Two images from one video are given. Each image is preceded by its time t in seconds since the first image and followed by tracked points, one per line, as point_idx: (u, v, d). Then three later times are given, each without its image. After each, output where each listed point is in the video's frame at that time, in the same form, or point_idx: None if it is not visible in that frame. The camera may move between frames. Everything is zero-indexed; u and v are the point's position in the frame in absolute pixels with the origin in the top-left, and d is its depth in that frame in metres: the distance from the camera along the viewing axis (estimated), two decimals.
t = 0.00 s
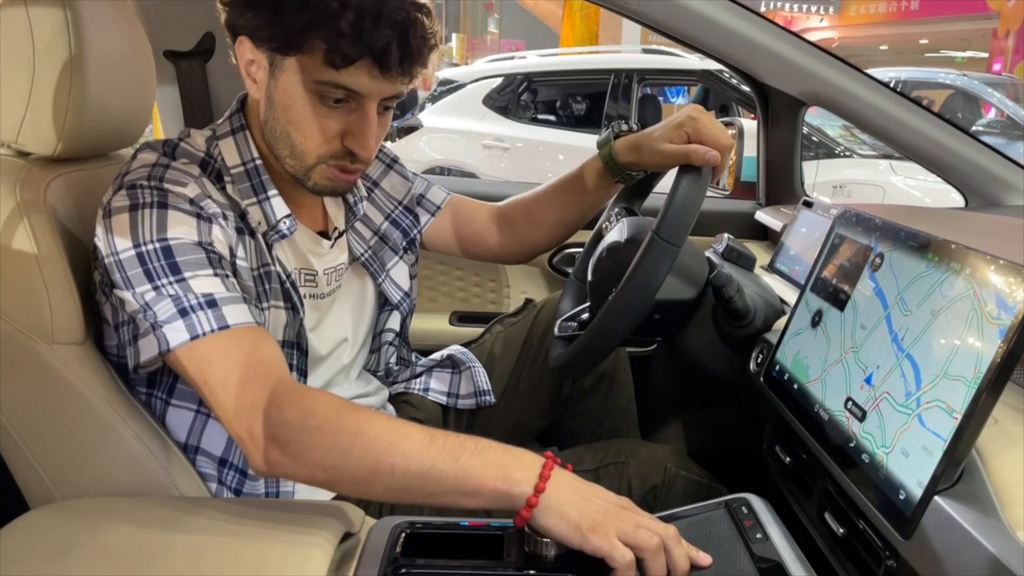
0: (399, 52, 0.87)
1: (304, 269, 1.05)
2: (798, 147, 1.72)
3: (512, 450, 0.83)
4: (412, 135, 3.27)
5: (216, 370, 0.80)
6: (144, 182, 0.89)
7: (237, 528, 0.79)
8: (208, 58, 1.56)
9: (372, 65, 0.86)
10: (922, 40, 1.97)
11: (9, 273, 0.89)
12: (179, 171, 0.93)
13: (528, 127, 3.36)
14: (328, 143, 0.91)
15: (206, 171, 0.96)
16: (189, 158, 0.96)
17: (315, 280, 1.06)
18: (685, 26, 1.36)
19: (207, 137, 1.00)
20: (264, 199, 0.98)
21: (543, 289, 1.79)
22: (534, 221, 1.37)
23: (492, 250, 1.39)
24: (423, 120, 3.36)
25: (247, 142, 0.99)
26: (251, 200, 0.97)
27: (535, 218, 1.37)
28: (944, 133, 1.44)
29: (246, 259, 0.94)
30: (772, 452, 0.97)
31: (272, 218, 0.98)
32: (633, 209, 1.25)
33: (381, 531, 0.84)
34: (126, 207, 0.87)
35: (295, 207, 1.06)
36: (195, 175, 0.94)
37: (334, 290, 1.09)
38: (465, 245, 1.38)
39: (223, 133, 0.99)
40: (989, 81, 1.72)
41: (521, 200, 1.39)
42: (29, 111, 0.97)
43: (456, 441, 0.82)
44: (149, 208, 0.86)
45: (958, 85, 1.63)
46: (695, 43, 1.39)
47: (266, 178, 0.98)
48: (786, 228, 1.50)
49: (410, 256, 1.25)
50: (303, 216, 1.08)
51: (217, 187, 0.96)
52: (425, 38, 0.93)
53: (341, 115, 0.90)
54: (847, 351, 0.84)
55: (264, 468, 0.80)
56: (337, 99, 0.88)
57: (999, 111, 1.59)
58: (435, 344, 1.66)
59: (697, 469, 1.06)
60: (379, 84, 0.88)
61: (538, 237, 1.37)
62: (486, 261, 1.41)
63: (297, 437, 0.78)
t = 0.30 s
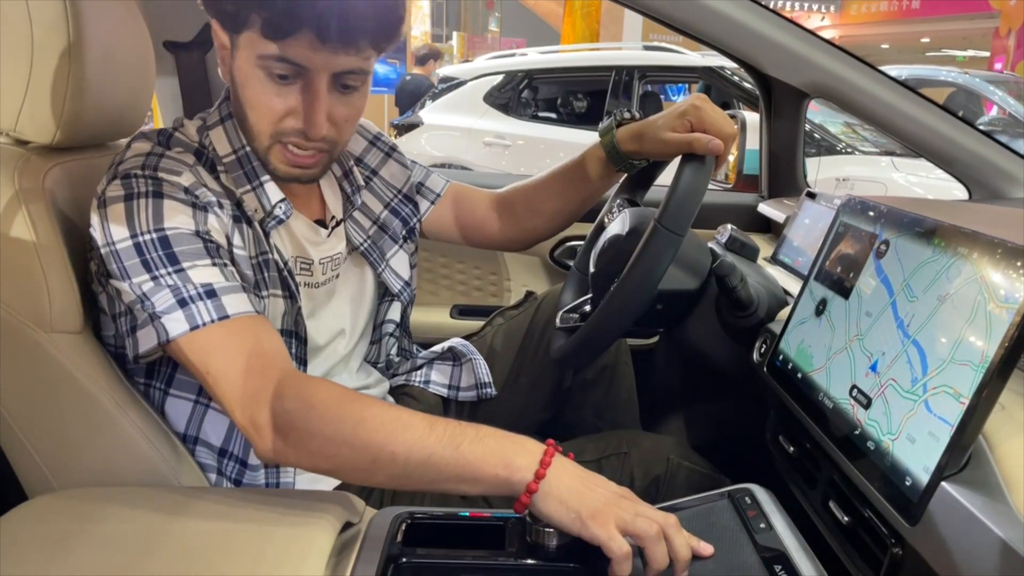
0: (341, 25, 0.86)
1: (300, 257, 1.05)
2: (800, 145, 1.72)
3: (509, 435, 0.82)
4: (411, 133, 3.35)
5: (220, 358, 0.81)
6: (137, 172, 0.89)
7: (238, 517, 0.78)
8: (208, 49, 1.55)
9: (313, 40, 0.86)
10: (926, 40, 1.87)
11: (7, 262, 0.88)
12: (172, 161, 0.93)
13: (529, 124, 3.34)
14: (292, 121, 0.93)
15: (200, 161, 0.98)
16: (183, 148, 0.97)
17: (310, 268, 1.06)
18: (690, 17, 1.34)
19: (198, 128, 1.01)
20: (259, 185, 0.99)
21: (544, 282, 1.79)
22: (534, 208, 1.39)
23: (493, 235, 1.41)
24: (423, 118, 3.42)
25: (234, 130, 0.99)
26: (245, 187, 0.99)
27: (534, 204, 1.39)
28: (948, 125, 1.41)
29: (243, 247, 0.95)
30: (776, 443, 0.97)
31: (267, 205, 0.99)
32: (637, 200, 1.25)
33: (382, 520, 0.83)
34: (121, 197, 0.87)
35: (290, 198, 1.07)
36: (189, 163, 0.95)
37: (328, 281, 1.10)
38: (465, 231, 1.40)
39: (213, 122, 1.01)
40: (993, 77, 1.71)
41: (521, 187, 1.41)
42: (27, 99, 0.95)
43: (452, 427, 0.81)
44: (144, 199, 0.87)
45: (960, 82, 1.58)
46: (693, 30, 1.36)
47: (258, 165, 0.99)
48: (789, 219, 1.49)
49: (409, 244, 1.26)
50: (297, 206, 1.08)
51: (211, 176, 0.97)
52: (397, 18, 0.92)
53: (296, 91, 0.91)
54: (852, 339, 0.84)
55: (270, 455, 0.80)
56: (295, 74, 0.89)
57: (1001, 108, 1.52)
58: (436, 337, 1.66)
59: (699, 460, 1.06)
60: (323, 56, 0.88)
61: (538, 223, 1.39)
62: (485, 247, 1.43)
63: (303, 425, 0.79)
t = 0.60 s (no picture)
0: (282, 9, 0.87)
1: (289, 247, 1.07)
2: (800, 142, 1.72)
3: (506, 419, 0.83)
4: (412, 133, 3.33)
5: (220, 344, 0.82)
6: (121, 166, 0.90)
7: (235, 509, 0.78)
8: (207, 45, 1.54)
9: (257, 26, 0.87)
10: (927, 38, 1.86)
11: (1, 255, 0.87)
12: (155, 154, 0.94)
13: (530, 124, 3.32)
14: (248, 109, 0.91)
15: (184, 155, 0.99)
16: (168, 142, 0.98)
17: (300, 259, 1.08)
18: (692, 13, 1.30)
19: (180, 123, 1.02)
20: (240, 177, 1.00)
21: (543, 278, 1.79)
22: (532, 201, 1.41)
23: (489, 226, 1.42)
24: (424, 117, 3.41)
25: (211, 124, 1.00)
26: (229, 179, 1.00)
27: (532, 197, 1.41)
28: (950, 121, 1.39)
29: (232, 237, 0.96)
30: (775, 437, 0.96)
31: (252, 196, 1.00)
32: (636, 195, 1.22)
33: (380, 513, 0.83)
34: (105, 190, 0.88)
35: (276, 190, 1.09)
36: (173, 156, 0.96)
37: (317, 272, 1.11)
38: (463, 220, 1.42)
39: (191, 117, 1.01)
40: (994, 75, 1.70)
41: (518, 178, 1.43)
42: (25, 91, 0.94)
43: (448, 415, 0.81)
44: (130, 192, 0.88)
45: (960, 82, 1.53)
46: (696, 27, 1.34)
47: (237, 158, 1.00)
48: (788, 215, 1.50)
49: (404, 237, 1.27)
50: (287, 198, 1.11)
51: (197, 169, 0.99)
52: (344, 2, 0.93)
53: (249, 81, 0.91)
54: (851, 331, 0.84)
55: (276, 440, 0.82)
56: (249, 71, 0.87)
57: (1004, 108, 1.50)
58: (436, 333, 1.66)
59: (698, 454, 1.05)
60: (271, 42, 0.89)
61: (536, 216, 1.41)
62: (481, 237, 1.44)
63: (306, 410, 0.80)
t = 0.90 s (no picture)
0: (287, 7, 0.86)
1: (287, 240, 1.08)
2: (803, 142, 1.74)
3: (510, 408, 0.82)
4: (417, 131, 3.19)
5: (222, 320, 0.82)
6: (117, 156, 0.91)
7: (236, 505, 0.78)
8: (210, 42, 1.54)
9: (263, 28, 0.86)
10: (931, 39, 1.84)
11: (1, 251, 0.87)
12: (151, 143, 0.95)
13: (530, 124, 3.31)
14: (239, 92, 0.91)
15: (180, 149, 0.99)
16: (164, 135, 0.99)
17: (297, 252, 1.08)
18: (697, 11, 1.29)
19: (173, 118, 1.02)
20: (235, 168, 1.00)
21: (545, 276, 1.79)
22: (532, 179, 1.43)
23: (489, 207, 1.45)
24: (426, 118, 3.30)
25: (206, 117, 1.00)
26: (224, 172, 1.00)
27: (531, 176, 1.43)
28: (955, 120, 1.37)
29: (231, 225, 0.96)
30: (778, 434, 0.96)
31: (248, 187, 1.01)
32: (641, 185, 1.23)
33: (382, 510, 0.82)
34: (102, 178, 0.88)
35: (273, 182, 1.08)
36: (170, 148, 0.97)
37: (315, 264, 1.11)
38: (463, 202, 1.44)
39: (185, 111, 1.01)
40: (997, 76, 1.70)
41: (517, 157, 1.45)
42: (26, 86, 0.93)
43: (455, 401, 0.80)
44: (128, 179, 0.89)
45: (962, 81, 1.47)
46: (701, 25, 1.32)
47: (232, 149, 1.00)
48: (791, 211, 1.50)
49: (399, 227, 1.27)
50: (283, 190, 1.10)
51: (192, 160, 0.99)
52: None
53: (255, 80, 0.91)
54: (854, 327, 0.84)
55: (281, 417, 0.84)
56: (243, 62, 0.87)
57: (1006, 107, 1.42)
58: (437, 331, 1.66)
59: (700, 451, 1.05)
60: (278, 41, 0.88)
61: (537, 195, 1.44)
62: (482, 218, 1.47)
63: (315, 384, 0.81)
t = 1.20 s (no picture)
0: None
1: (289, 238, 1.06)
2: (806, 140, 1.75)
3: (515, 411, 0.82)
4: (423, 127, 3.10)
5: (223, 323, 0.82)
6: (119, 153, 0.91)
7: (236, 502, 0.78)
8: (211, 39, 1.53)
9: None
10: (935, 40, 1.84)
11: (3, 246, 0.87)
12: (153, 141, 0.94)
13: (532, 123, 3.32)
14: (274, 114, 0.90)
15: (181, 145, 0.97)
16: (166, 133, 0.97)
17: (300, 250, 1.07)
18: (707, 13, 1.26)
19: (177, 113, 0.99)
20: (241, 166, 0.99)
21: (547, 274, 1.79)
22: (537, 147, 1.45)
23: (495, 180, 1.47)
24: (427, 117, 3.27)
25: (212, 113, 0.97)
26: (228, 168, 0.98)
27: (536, 144, 1.45)
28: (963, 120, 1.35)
29: (232, 225, 0.96)
30: (782, 430, 0.96)
31: (252, 185, 1.00)
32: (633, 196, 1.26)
33: (384, 507, 0.82)
34: (103, 177, 0.88)
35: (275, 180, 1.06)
36: (172, 144, 0.96)
37: (318, 262, 1.10)
38: (470, 175, 1.47)
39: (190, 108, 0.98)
40: (1001, 77, 1.69)
41: (525, 125, 1.46)
42: (28, 82, 0.93)
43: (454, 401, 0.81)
44: (129, 178, 0.88)
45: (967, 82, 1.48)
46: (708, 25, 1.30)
47: (239, 146, 0.99)
48: (794, 208, 1.50)
49: (404, 218, 1.28)
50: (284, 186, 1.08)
51: (193, 158, 0.97)
52: None
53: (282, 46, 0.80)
54: (858, 323, 0.83)
55: (280, 421, 0.83)
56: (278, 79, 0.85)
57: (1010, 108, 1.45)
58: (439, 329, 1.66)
59: (703, 449, 1.05)
60: None
61: (543, 160, 1.45)
62: (489, 190, 1.50)
63: (313, 386, 0.80)
